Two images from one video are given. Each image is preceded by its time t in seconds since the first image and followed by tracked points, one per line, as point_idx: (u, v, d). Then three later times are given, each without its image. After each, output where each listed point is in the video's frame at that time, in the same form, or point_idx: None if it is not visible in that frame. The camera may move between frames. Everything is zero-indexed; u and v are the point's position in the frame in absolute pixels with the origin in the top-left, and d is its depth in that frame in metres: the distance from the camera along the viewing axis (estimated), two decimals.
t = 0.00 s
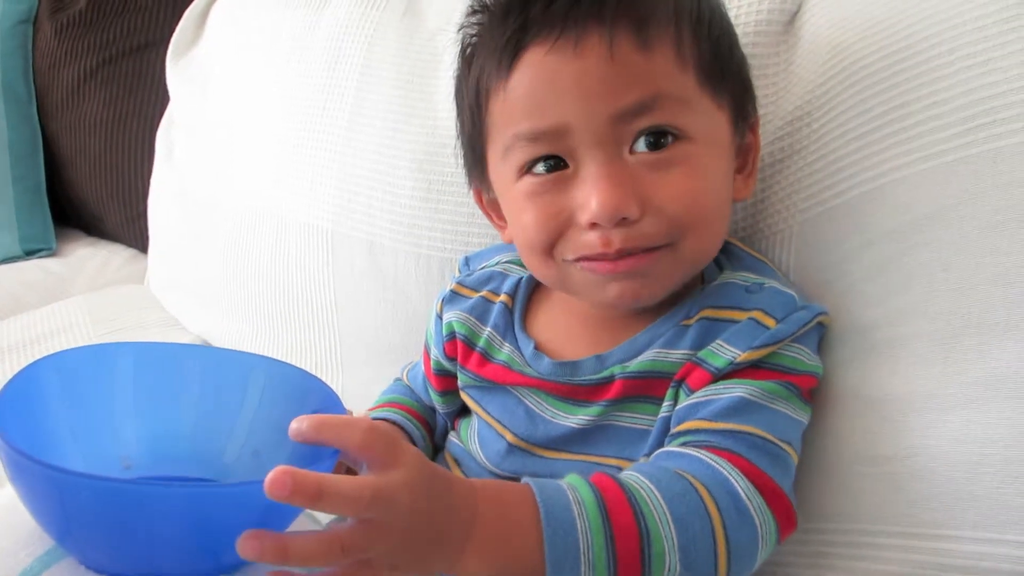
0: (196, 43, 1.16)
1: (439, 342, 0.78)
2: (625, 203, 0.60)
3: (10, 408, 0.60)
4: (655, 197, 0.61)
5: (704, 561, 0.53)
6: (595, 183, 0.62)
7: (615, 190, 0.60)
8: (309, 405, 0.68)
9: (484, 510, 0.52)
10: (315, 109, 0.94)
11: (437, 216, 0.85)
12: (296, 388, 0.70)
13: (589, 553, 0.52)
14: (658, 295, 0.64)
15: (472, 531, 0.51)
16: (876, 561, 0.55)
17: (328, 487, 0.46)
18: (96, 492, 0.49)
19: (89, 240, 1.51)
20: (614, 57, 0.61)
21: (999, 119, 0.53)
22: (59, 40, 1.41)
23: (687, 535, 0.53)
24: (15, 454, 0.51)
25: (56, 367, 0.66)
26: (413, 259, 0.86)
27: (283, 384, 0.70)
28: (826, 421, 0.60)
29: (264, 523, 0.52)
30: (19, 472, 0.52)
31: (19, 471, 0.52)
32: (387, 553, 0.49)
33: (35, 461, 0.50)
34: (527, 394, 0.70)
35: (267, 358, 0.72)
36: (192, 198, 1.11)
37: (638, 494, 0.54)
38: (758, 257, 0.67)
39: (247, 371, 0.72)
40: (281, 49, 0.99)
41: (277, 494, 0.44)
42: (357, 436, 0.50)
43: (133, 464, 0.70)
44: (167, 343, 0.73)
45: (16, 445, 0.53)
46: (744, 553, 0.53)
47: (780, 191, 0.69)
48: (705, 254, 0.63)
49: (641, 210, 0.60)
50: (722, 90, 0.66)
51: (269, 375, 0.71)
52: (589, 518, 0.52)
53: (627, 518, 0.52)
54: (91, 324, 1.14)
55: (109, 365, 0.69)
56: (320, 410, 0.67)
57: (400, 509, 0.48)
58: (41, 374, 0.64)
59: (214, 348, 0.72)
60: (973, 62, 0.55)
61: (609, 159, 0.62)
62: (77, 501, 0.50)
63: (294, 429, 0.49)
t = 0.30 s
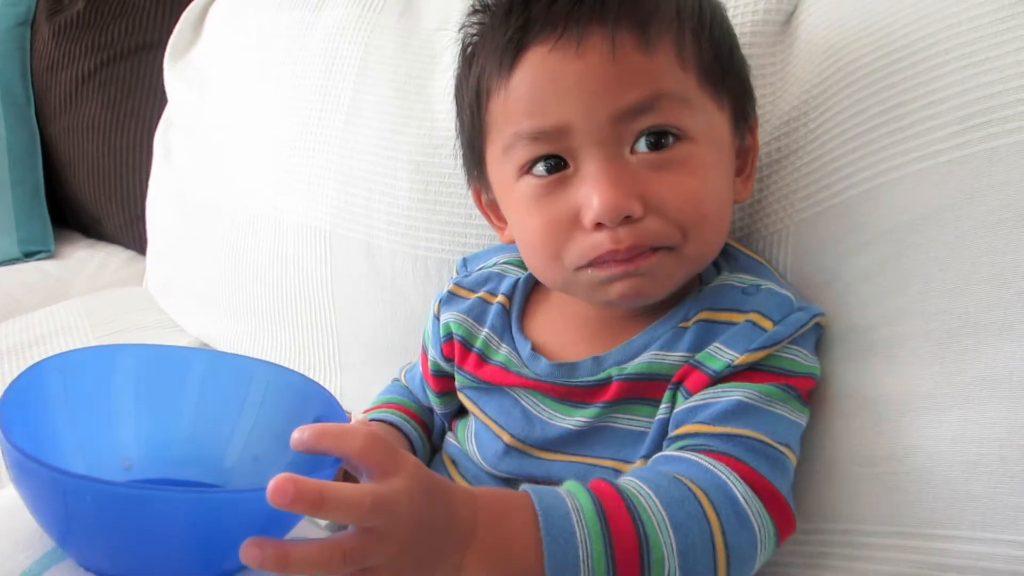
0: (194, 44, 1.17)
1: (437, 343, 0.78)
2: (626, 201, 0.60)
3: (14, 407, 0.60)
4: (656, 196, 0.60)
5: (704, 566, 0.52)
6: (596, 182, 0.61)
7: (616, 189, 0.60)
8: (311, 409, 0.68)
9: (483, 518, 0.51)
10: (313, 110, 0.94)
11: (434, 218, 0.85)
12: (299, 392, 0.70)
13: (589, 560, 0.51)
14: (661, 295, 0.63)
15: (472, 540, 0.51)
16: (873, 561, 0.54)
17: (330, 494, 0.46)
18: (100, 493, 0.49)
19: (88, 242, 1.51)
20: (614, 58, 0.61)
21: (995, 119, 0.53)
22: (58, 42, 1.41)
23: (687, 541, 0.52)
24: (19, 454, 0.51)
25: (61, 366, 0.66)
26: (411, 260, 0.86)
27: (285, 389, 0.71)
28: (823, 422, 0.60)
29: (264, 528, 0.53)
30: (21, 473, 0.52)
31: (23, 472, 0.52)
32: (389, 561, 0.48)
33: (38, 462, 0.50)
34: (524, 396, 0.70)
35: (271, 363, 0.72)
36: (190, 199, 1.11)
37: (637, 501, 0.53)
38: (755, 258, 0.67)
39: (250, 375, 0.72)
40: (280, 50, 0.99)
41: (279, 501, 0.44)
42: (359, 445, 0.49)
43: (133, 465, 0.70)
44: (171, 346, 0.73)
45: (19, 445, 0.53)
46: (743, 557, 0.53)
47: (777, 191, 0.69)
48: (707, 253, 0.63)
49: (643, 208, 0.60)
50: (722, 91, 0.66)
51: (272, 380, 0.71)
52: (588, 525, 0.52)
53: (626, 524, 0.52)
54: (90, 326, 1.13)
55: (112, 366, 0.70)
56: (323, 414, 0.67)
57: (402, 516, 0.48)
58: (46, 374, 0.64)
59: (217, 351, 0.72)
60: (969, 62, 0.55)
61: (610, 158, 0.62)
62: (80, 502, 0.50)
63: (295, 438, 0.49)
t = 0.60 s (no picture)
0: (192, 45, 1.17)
1: (435, 343, 0.78)
2: (626, 200, 0.60)
3: (18, 407, 0.60)
4: (655, 194, 0.60)
5: (704, 570, 0.52)
6: (595, 182, 0.61)
7: (615, 188, 0.60)
8: (311, 414, 0.68)
9: (483, 521, 0.51)
10: (311, 110, 0.94)
11: (433, 218, 0.85)
12: (300, 397, 0.70)
13: (589, 563, 0.51)
14: (662, 294, 0.63)
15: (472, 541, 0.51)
16: (872, 561, 0.55)
17: (335, 500, 0.46)
18: (101, 494, 0.49)
19: (87, 242, 1.51)
20: (610, 56, 0.61)
21: (994, 119, 0.53)
22: (57, 42, 1.41)
23: (686, 544, 0.52)
24: (24, 453, 0.51)
25: (65, 365, 0.66)
26: (410, 260, 0.86)
27: (286, 393, 0.70)
28: (822, 422, 0.60)
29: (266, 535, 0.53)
30: (25, 472, 0.52)
31: (27, 471, 0.52)
32: (392, 564, 0.49)
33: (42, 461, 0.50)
34: (523, 396, 0.70)
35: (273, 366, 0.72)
36: (189, 200, 1.11)
37: (638, 504, 0.53)
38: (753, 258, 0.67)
39: (252, 378, 0.71)
40: (278, 50, 0.99)
41: (284, 507, 0.44)
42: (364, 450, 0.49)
43: (133, 465, 0.70)
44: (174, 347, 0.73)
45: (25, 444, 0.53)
46: (743, 560, 0.53)
47: (776, 191, 0.69)
48: (708, 251, 0.63)
49: (642, 207, 0.60)
50: (719, 89, 0.66)
51: (273, 384, 0.71)
52: (588, 528, 0.52)
53: (626, 528, 0.52)
54: (89, 327, 1.13)
55: (115, 366, 0.70)
56: (322, 419, 0.67)
57: (404, 521, 0.48)
58: (49, 373, 0.64)
59: (221, 353, 0.72)
60: (968, 62, 0.55)
61: (609, 157, 0.62)
62: (82, 502, 0.50)
63: (299, 442, 0.48)
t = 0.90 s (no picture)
0: (193, 44, 1.17)
1: (435, 342, 0.78)
2: (623, 199, 0.60)
3: (29, 406, 0.60)
4: (652, 193, 0.61)
5: (701, 568, 0.53)
6: (593, 181, 0.62)
7: (613, 187, 0.61)
8: (315, 412, 0.69)
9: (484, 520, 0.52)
10: (312, 109, 0.94)
11: (432, 218, 0.85)
12: (303, 395, 0.70)
13: (587, 562, 0.52)
14: (660, 293, 0.63)
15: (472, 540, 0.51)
16: (869, 558, 0.55)
17: (337, 498, 0.46)
18: (111, 490, 0.49)
19: (88, 242, 1.51)
20: (606, 56, 0.62)
21: (989, 119, 0.53)
22: (58, 42, 1.41)
23: (684, 544, 0.53)
24: (33, 448, 0.52)
25: (73, 364, 0.66)
26: (409, 260, 0.86)
27: (291, 391, 0.71)
28: (819, 421, 0.61)
29: (269, 532, 0.54)
30: (34, 467, 0.52)
31: (36, 466, 0.52)
32: (393, 561, 0.49)
33: (52, 457, 0.50)
34: (522, 395, 0.70)
35: (278, 365, 0.72)
36: (190, 199, 1.11)
37: (636, 504, 0.54)
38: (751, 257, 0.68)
39: (257, 376, 0.72)
40: (279, 50, 0.99)
41: (288, 505, 0.44)
42: (365, 451, 0.49)
43: (139, 459, 0.70)
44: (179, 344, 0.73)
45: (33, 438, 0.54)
46: (740, 560, 0.53)
47: (773, 191, 0.69)
48: (705, 250, 0.63)
49: (639, 206, 0.60)
50: (715, 88, 0.66)
51: (278, 382, 0.71)
52: (586, 527, 0.52)
53: (624, 527, 0.53)
54: (90, 326, 1.14)
55: (120, 363, 0.70)
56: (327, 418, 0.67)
57: (405, 518, 0.48)
58: (57, 371, 0.64)
59: (226, 351, 0.72)
60: (962, 62, 0.55)
61: (607, 156, 0.62)
62: (92, 498, 0.50)
63: (301, 442, 0.48)
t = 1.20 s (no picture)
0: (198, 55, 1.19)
1: (437, 346, 0.81)
2: (611, 207, 0.62)
3: (49, 413, 0.62)
4: (639, 200, 0.62)
5: (692, 559, 0.55)
6: (582, 189, 0.64)
7: (600, 195, 0.62)
8: (323, 408, 0.71)
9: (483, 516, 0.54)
10: (315, 118, 0.96)
11: (432, 225, 0.87)
12: (310, 393, 0.73)
13: (580, 554, 0.54)
14: (649, 297, 0.66)
15: (471, 535, 0.54)
16: (859, 550, 0.57)
17: (343, 490, 0.48)
18: (131, 490, 0.51)
19: (98, 249, 1.54)
20: (590, 67, 0.64)
21: (967, 121, 0.55)
22: (66, 54, 1.44)
23: (674, 536, 0.55)
24: (54, 453, 0.54)
25: (87, 372, 0.68)
26: (412, 265, 0.88)
27: (298, 389, 0.73)
28: (810, 418, 0.62)
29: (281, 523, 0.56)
30: (56, 470, 0.54)
31: (58, 469, 0.54)
32: (397, 553, 0.51)
33: (72, 462, 0.52)
34: (522, 397, 0.72)
35: (285, 364, 0.75)
36: (197, 207, 1.13)
37: (628, 498, 0.56)
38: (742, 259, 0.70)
39: (265, 376, 0.74)
40: (281, 60, 1.01)
41: (295, 496, 0.46)
42: (370, 446, 0.51)
43: (157, 461, 0.72)
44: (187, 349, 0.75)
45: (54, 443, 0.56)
46: (730, 551, 0.55)
47: (763, 194, 0.71)
48: (690, 255, 0.65)
49: (626, 213, 0.62)
50: (699, 95, 0.68)
51: (286, 381, 0.74)
52: (580, 520, 0.54)
53: (616, 520, 0.54)
54: (102, 332, 1.16)
55: (133, 370, 0.72)
56: (335, 413, 0.69)
57: (408, 511, 0.51)
58: (73, 379, 0.66)
59: (234, 354, 0.75)
60: (942, 66, 0.57)
61: (595, 166, 0.64)
62: (113, 499, 0.52)
63: (309, 437, 0.51)
